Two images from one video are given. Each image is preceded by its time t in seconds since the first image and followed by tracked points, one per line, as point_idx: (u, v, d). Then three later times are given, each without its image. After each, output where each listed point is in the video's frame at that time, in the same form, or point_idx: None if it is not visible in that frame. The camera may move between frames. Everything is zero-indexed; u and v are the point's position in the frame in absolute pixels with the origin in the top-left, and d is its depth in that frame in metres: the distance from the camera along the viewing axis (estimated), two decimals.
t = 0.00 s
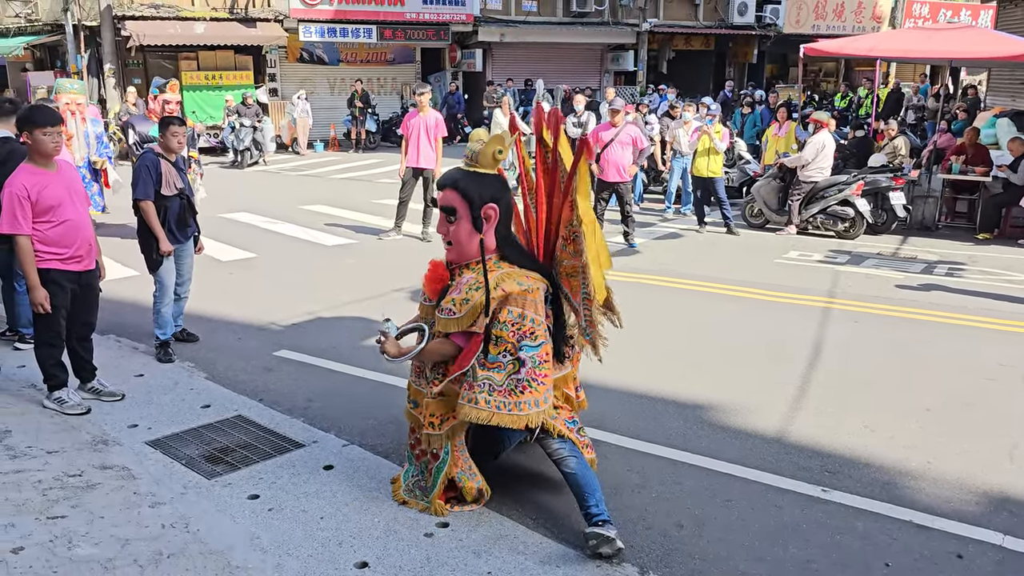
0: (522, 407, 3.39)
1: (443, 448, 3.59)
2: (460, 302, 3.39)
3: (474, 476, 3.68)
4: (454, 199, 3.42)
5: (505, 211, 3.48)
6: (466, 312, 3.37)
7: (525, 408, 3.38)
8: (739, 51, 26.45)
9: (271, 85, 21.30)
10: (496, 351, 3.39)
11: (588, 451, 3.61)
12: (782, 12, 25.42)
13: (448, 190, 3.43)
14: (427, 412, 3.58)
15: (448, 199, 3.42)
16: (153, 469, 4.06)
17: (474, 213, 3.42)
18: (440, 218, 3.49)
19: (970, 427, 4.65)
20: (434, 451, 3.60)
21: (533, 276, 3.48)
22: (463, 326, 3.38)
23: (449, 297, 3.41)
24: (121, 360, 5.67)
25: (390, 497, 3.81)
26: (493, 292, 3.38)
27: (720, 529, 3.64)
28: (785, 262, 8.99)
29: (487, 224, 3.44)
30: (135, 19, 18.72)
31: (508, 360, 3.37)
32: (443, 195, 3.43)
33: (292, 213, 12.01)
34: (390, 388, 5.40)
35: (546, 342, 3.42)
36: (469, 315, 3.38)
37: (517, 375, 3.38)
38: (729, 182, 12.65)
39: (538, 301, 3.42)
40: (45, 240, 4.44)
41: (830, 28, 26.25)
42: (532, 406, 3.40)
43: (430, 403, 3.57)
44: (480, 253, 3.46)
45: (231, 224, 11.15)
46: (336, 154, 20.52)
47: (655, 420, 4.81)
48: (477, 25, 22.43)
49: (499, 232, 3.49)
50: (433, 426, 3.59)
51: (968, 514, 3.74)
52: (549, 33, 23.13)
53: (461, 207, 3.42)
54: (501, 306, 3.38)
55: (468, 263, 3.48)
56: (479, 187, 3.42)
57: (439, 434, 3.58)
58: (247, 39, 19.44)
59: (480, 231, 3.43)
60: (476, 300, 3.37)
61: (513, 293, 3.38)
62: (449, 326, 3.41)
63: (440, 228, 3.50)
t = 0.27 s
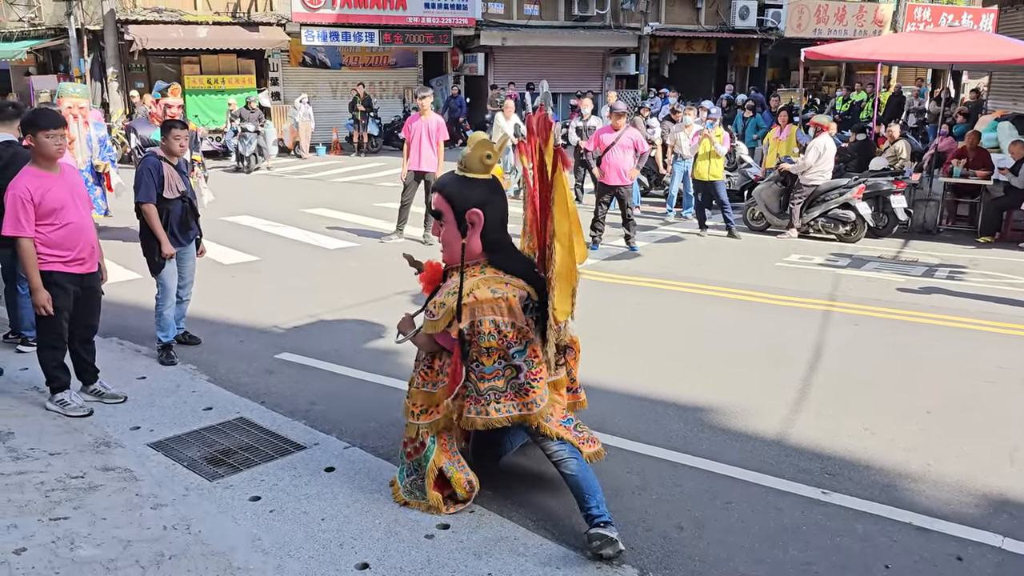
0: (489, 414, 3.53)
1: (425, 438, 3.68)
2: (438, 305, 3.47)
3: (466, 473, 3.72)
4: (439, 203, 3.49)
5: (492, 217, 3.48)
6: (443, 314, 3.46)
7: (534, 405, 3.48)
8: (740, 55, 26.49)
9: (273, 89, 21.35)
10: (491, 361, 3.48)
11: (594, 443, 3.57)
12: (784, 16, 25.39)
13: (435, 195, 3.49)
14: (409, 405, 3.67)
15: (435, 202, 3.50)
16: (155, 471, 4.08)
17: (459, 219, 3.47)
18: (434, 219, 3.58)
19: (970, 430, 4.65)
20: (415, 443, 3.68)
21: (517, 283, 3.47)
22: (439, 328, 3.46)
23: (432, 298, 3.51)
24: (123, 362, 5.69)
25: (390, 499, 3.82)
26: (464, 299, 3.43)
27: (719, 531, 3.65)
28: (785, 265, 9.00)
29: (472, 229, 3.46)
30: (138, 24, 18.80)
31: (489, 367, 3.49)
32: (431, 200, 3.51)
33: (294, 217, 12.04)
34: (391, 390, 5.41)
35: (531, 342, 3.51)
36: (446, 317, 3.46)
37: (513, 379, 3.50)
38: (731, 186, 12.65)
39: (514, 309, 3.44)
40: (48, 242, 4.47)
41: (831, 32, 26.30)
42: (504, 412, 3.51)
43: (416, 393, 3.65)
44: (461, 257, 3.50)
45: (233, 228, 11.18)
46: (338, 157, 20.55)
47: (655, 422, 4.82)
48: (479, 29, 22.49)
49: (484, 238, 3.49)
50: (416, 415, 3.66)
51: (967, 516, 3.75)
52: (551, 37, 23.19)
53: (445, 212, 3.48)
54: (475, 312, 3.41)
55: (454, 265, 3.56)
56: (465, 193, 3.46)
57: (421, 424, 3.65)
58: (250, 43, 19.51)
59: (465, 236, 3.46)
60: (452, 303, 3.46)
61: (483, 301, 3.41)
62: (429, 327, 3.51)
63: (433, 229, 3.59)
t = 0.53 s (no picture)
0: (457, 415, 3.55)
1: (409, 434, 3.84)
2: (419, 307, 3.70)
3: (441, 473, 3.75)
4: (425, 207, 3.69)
5: (474, 220, 3.60)
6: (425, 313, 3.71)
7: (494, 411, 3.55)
8: (738, 60, 26.56)
9: (272, 93, 21.39)
10: (457, 364, 3.57)
11: (584, 442, 3.59)
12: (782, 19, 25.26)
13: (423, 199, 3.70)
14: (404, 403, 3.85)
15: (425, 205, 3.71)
16: (154, 474, 4.09)
17: (443, 222, 3.64)
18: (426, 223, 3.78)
19: (966, 433, 4.67)
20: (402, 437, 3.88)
21: (493, 285, 3.59)
22: (419, 325, 3.75)
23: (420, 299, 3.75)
24: (121, 366, 5.70)
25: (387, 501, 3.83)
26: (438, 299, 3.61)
27: (716, 533, 3.66)
28: (783, 269, 9.02)
29: (455, 232, 3.62)
30: (136, 28, 18.94)
31: (457, 371, 3.57)
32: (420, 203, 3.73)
33: (293, 221, 12.06)
34: (390, 393, 5.42)
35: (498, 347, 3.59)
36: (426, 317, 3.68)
37: (476, 385, 3.56)
38: (729, 190, 12.68)
39: (483, 310, 3.57)
40: (47, 246, 4.48)
41: (830, 36, 26.38)
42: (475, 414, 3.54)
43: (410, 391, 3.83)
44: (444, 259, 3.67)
45: (232, 232, 11.20)
46: (337, 162, 20.57)
47: (652, 425, 4.83)
48: (477, 33, 22.55)
49: (469, 241, 3.63)
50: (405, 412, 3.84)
51: (963, 518, 3.76)
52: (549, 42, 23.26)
53: (430, 214, 3.66)
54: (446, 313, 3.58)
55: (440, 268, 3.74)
56: (448, 196, 3.62)
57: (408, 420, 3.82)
58: (248, 47, 19.58)
59: (449, 238, 3.63)
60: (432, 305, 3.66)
61: (453, 302, 3.56)
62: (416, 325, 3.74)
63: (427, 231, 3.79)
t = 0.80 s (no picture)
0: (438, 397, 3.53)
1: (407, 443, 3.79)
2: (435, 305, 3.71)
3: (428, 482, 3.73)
4: (428, 210, 3.73)
5: (478, 218, 3.67)
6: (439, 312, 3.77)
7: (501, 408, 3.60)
8: (735, 66, 26.62)
9: (269, 98, 21.41)
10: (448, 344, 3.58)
11: (586, 446, 3.58)
12: (779, 26, 25.62)
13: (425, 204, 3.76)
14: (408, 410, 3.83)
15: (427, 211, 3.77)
16: (148, 478, 4.09)
17: (448, 223, 3.70)
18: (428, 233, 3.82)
19: (959, 438, 4.68)
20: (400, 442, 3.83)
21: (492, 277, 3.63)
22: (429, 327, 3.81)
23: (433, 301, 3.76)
24: (117, 369, 5.70)
25: (381, 506, 3.83)
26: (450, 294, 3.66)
27: (710, 537, 3.67)
28: (779, 275, 9.04)
29: (461, 231, 3.67)
30: (135, 32, 18.84)
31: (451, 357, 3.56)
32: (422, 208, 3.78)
33: (289, 225, 12.06)
34: (385, 398, 5.42)
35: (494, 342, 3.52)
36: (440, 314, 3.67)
37: (462, 369, 3.54)
38: (725, 196, 12.69)
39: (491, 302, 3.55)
40: (43, 249, 4.49)
41: (826, 43, 26.51)
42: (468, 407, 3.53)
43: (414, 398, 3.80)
44: (454, 260, 3.72)
45: (228, 236, 11.19)
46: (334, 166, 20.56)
47: (647, 429, 4.84)
48: (475, 39, 22.61)
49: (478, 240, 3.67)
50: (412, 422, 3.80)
51: (956, 523, 3.77)
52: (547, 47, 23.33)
53: (435, 217, 3.71)
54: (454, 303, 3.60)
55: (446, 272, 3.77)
56: (451, 198, 3.69)
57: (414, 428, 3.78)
58: (246, 52, 19.58)
59: (454, 238, 3.69)
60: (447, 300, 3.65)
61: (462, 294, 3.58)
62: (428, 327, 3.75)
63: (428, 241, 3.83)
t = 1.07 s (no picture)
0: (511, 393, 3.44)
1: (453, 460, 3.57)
2: (484, 307, 3.48)
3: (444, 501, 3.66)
4: (452, 212, 3.51)
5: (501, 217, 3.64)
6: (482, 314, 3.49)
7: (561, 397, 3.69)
8: (735, 73, 26.70)
9: (270, 102, 21.46)
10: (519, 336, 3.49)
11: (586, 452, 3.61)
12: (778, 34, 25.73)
13: (445, 205, 3.52)
14: (446, 427, 3.55)
15: (445, 211, 3.51)
16: (144, 480, 4.08)
17: (476, 223, 3.55)
18: (438, 234, 3.55)
19: (956, 445, 4.69)
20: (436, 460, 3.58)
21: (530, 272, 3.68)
22: (470, 333, 3.47)
23: (470, 306, 3.49)
24: (114, 372, 5.70)
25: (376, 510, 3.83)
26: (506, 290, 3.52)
27: (706, 543, 3.67)
28: (777, 282, 9.05)
29: (489, 230, 3.59)
30: (136, 35, 18.87)
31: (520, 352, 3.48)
32: (439, 209, 3.52)
33: (288, 229, 12.07)
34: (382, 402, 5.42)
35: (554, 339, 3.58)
36: (492, 317, 3.48)
37: (525, 362, 3.50)
38: (724, 203, 12.71)
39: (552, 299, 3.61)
40: (41, 251, 4.49)
41: (825, 51, 26.60)
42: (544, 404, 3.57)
43: (452, 414, 3.54)
44: (483, 262, 3.58)
45: (227, 239, 11.20)
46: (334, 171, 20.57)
47: (644, 435, 4.84)
48: (475, 45, 22.69)
49: (499, 240, 3.66)
50: (452, 439, 3.55)
51: (952, 531, 3.77)
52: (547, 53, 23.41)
53: (461, 216, 3.52)
54: (517, 301, 3.52)
55: (471, 276, 3.57)
56: (475, 197, 3.56)
57: (456, 447, 3.55)
58: (247, 56, 19.63)
59: (482, 239, 3.57)
60: (502, 300, 3.51)
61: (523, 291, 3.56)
62: (478, 333, 3.47)
63: (438, 244, 3.56)
